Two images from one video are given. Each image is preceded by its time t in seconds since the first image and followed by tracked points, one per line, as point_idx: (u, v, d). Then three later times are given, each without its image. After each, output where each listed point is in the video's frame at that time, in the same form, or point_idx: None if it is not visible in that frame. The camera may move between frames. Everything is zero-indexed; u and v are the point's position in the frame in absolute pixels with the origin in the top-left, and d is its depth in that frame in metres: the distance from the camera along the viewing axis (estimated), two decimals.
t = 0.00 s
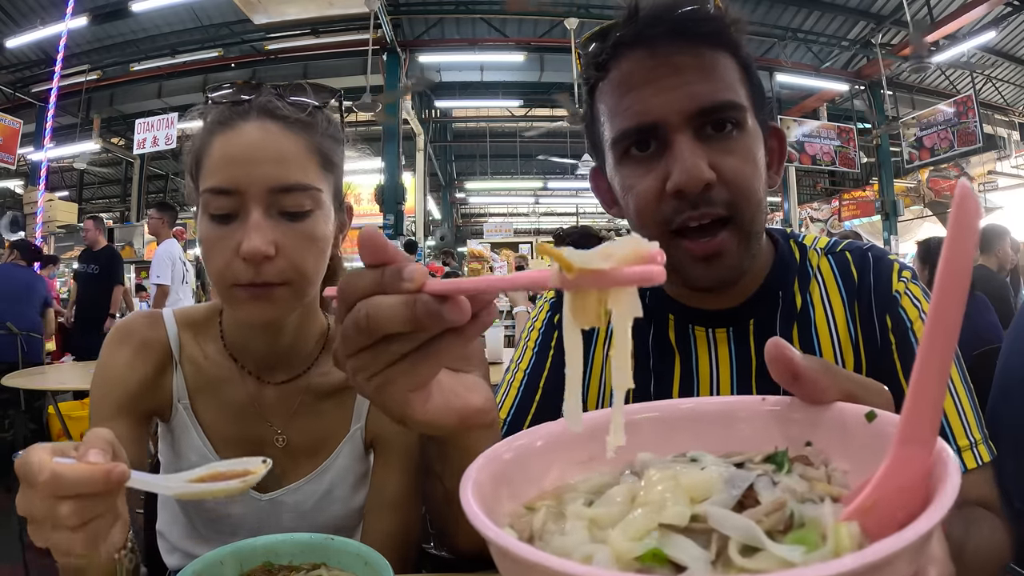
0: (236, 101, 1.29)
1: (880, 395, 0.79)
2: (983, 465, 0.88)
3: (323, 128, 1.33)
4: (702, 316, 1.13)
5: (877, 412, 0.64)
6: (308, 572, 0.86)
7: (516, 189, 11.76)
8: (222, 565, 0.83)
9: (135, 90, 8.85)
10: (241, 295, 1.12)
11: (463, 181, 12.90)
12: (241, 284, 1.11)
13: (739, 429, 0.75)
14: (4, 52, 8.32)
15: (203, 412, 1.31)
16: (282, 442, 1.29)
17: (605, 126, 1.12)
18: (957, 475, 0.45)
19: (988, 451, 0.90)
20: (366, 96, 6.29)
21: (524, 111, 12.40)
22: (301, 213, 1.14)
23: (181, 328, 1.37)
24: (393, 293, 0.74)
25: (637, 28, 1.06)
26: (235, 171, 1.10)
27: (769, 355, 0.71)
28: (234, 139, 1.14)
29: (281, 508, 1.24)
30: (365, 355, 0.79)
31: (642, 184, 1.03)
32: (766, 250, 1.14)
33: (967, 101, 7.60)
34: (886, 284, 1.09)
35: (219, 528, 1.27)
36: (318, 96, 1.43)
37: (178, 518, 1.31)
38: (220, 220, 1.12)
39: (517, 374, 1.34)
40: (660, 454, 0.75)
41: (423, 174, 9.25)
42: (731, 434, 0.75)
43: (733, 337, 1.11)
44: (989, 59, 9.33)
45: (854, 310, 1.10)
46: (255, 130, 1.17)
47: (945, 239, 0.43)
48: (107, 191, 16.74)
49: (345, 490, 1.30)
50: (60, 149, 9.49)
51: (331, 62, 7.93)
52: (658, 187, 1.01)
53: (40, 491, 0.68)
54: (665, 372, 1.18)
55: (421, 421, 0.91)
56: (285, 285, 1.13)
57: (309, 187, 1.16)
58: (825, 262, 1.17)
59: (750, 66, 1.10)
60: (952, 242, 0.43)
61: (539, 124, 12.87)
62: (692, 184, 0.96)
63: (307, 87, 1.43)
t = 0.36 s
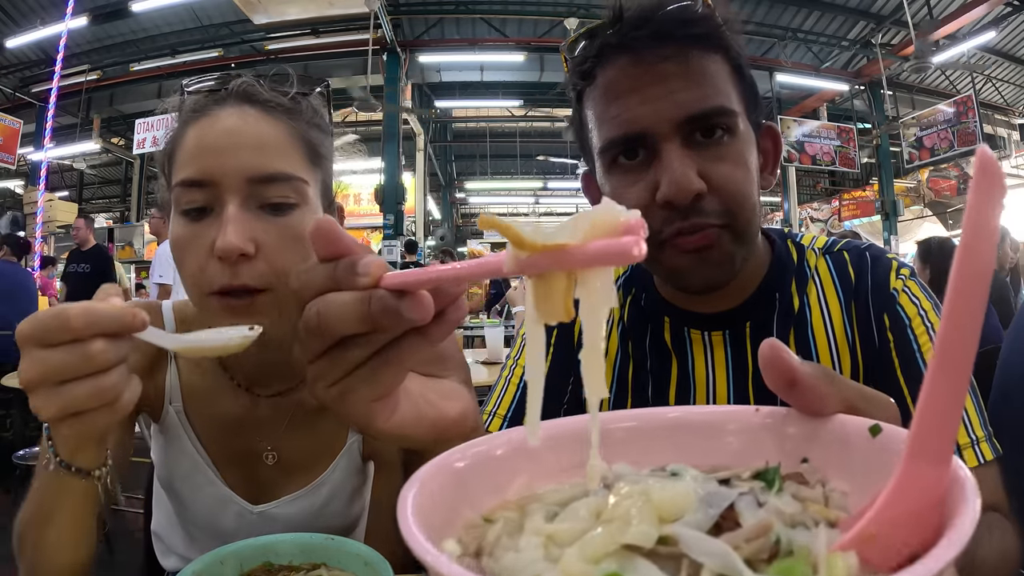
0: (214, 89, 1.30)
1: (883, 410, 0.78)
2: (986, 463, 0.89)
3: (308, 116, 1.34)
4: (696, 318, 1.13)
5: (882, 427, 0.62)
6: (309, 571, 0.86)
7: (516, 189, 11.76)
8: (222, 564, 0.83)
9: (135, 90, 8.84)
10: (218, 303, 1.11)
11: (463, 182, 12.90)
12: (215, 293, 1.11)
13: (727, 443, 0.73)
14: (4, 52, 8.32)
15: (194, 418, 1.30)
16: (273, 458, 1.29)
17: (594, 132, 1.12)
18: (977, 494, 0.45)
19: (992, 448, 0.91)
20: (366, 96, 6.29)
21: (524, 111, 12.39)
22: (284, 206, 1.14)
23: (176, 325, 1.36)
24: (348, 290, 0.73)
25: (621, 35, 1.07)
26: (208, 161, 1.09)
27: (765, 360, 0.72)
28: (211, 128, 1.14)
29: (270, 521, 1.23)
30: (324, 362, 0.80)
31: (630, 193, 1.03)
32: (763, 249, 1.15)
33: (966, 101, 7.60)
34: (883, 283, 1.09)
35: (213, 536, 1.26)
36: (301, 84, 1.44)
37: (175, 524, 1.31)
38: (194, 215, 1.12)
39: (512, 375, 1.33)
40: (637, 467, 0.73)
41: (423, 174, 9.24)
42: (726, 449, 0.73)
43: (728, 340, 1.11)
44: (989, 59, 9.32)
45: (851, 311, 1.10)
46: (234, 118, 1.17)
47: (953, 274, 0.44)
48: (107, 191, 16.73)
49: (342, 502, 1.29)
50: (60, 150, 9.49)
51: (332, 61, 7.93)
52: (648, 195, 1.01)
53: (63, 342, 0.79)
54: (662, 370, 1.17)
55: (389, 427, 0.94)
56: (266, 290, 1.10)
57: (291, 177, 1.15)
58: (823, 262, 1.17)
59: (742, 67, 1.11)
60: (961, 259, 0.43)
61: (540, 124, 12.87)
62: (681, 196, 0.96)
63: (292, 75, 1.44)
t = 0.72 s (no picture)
0: (206, 87, 1.30)
1: (894, 439, 0.77)
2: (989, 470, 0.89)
3: (304, 114, 1.34)
4: (697, 317, 1.13)
5: (892, 461, 0.60)
6: (309, 571, 0.86)
7: (516, 189, 11.76)
8: (222, 565, 0.83)
9: (135, 90, 8.85)
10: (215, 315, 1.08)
11: (463, 181, 12.91)
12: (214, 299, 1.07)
13: (739, 471, 0.72)
14: (4, 53, 8.33)
15: (191, 418, 1.29)
16: (271, 466, 1.28)
17: (596, 123, 1.12)
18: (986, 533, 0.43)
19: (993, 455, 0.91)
20: (366, 96, 6.29)
21: (524, 111, 12.40)
22: (284, 209, 1.14)
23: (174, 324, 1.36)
24: (341, 297, 0.71)
25: (626, 26, 1.07)
26: (203, 163, 1.09)
27: (777, 395, 0.70)
28: (203, 127, 1.14)
29: (269, 525, 1.23)
30: (317, 373, 0.77)
31: (632, 183, 1.03)
32: (764, 250, 1.15)
33: (966, 101, 7.60)
34: (886, 288, 1.09)
35: (212, 536, 1.26)
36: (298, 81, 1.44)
37: (172, 522, 1.31)
38: (187, 221, 1.10)
39: (506, 384, 1.31)
40: (654, 502, 0.73)
41: (423, 174, 9.27)
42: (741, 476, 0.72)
43: (728, 340, 1.11)
44: (990, 59, 9.32)
45: (854, 314, 1.09)
46: (228, 117, 1.17)
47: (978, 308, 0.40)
48: (108, 191, 16.74)
49: (341, 506, 1.30)
50: (60, 150, 9.49)
51: (331, 61, 7.94)
52: (647, 186, 1.01)
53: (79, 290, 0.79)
54: (661, 372, 1.17)
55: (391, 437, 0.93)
56: (269, 307, 1.08)
57: (291, 179, 1.15)
58: (824, 265, 1.17)
59: (747, 64, 1.10)
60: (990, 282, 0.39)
61: (540, 124, 12.87)
62: (680, 182, 0.96)
63: (286, 72, 1.45)
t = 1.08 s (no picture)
0: (201, 88, 1.30)
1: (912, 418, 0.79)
2: (1000, 465, 0.86)
3: (300, 114, 1.35)
4: (706, 316, 1.12)
5: (898, 432, 0.62)
6: (309, 571, 0.86)
7: (516, 189, 11.76)
8: (222, 564, 0.83)
9: (135, 90, 8.86)
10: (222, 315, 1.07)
11: (463, 182, 12.92)
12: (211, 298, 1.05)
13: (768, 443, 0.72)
14: (5, 53, 8.34)
15: (190, 420, 1.29)
16: (271, 464, 1.28)
17: (608, 123, 1.12)
18: (965, 484, 0.45)
19: (1002, 450, 0.89)
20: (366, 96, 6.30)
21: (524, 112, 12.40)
22: (279, 209, 1.13)
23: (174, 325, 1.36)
24: (450, 314, 0.72)
25: (642, 26, 1.07)
26: (199, 165, 1.08)
27: (800, 371, 0.70)
28: (198, 128, 1.13)
29: (270, 524, 1.23)
30: (397, 363, 0.75)
31: (646, 183, 1.03)
32: (770, 251, 1.14)
33: (966, 101, 7.60)
34: (893, 286, 1.09)
35: (213, 535, 1.26)
36: (293, 81, 1.44)
37: (174, 523, 1.31)
38: (188, 222, 1.09)
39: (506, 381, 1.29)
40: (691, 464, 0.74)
41: (423, 174, 9.27)
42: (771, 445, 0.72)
43: (736, 339, 1.11)
44: (990, 59, 9.32)
45: (862, 312, 1.10)
46: (224, 117, 1.17)
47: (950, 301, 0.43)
48: (108, 191, 16.74)
49: (340, 506, 1.30)
50: (60, 150, 9.49)
51: (331, 61, 7.95)
52: (663, 186, 1.01)
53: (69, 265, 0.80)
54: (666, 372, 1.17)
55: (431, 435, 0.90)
56: (262, 302, 1.08)
57: (290, 179, 1.16)
58: (830, 263, 1.17)
59: (757, 65, 1.10)
60: (964, 267, 0.42)
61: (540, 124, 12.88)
62: (695, 183, 0.96)
63: (281, 72, 1.44)
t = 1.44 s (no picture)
0: (205, 93, 1.30)
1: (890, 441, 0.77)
2: (1000, 470, 0.87)
3: (303, 121, 1.36)
4: (707, 316, 1.13)
5: (878, 460, 0.61)
6: (309, 571, 0.86)
7: (516, 189, 11.77)
8: (222, 564, 0.83)
9: (135, 90, 8.86)
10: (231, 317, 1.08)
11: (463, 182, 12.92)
12: (219, 309, 1.07)
13: (751, 474, 0.69)
14: (4, 53, 8.33)
15: (188, 417, 1.29)
16: (272, 460, 1.28)
17: (612, 124, 1.12)
18: (940, 522, 0.46)
19: (1001, 455, 0.89)
20: (366, 96, 6.30)
21: (524, 112, 12.41)
22: (283, 215, 1.14)
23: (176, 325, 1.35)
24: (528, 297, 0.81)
25: (646, 28, 1.06)
26: (203, 173, 1.08)
27: (783, 400, 0.69)
28: (202, 135, 1.13)
29: (271, 518, 1.23)
30: (462, 301, 0.86)
31: (648, 186, 1.03)
32: (772, 251, 1.15)
33: (966, 101, 7.60)
34: (897, 288, 1.09)
35: (212, 534, 1.26)
36: (297, 86, 1.45)
37: (176, 520, 1.31)
38: (189, 227, 1.10)
39: (511, 374, 1.29)
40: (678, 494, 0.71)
41: (423, 174, 9.28)
42: (750, 478, 0.69)
43: (737, 338, 1.11)
44: (989, 59, 9.33)
45: (865, 314, 1.09)
46: (227, 124, 1.17)
47: (921, 343, 0.41)
48: (108, 191, 16.72)
49: (341, 502, 1.30)
50: (60, 150, 9.49)
51: (331, 61, 7.95)
52: (666, 188, 1.01)
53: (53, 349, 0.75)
54: (668, 370, 1.16)
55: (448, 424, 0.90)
56: (259, 307, 1.09)
57: (292, 187, 1.16)
58: (833, 264, 1.17)
59: (762, 68, 1.10)
60: (932, 318, 0.41)
61: (540, 124, 12.88)
62: (699, 186, 0.96)
63: (284, 77, 1.44)
